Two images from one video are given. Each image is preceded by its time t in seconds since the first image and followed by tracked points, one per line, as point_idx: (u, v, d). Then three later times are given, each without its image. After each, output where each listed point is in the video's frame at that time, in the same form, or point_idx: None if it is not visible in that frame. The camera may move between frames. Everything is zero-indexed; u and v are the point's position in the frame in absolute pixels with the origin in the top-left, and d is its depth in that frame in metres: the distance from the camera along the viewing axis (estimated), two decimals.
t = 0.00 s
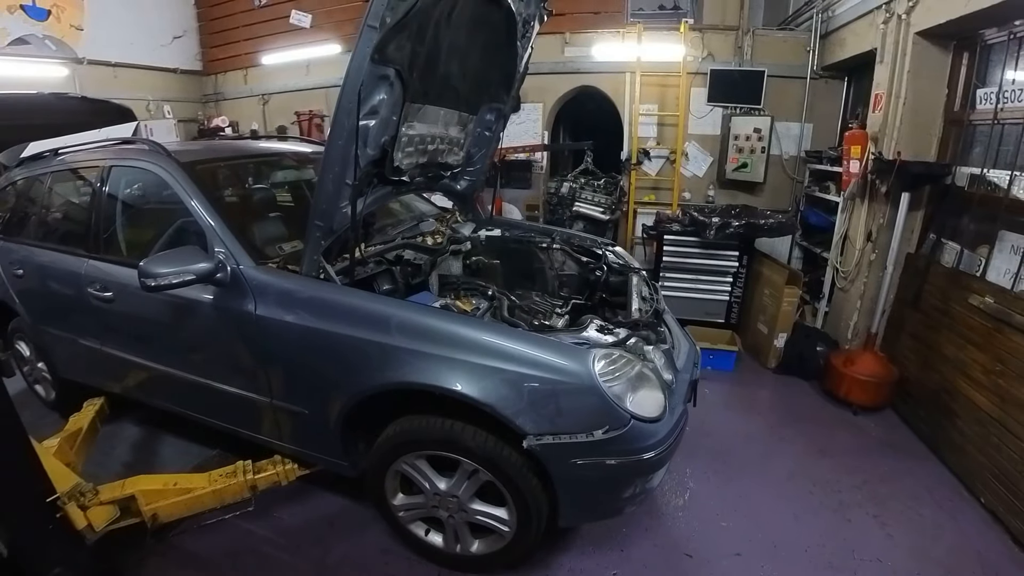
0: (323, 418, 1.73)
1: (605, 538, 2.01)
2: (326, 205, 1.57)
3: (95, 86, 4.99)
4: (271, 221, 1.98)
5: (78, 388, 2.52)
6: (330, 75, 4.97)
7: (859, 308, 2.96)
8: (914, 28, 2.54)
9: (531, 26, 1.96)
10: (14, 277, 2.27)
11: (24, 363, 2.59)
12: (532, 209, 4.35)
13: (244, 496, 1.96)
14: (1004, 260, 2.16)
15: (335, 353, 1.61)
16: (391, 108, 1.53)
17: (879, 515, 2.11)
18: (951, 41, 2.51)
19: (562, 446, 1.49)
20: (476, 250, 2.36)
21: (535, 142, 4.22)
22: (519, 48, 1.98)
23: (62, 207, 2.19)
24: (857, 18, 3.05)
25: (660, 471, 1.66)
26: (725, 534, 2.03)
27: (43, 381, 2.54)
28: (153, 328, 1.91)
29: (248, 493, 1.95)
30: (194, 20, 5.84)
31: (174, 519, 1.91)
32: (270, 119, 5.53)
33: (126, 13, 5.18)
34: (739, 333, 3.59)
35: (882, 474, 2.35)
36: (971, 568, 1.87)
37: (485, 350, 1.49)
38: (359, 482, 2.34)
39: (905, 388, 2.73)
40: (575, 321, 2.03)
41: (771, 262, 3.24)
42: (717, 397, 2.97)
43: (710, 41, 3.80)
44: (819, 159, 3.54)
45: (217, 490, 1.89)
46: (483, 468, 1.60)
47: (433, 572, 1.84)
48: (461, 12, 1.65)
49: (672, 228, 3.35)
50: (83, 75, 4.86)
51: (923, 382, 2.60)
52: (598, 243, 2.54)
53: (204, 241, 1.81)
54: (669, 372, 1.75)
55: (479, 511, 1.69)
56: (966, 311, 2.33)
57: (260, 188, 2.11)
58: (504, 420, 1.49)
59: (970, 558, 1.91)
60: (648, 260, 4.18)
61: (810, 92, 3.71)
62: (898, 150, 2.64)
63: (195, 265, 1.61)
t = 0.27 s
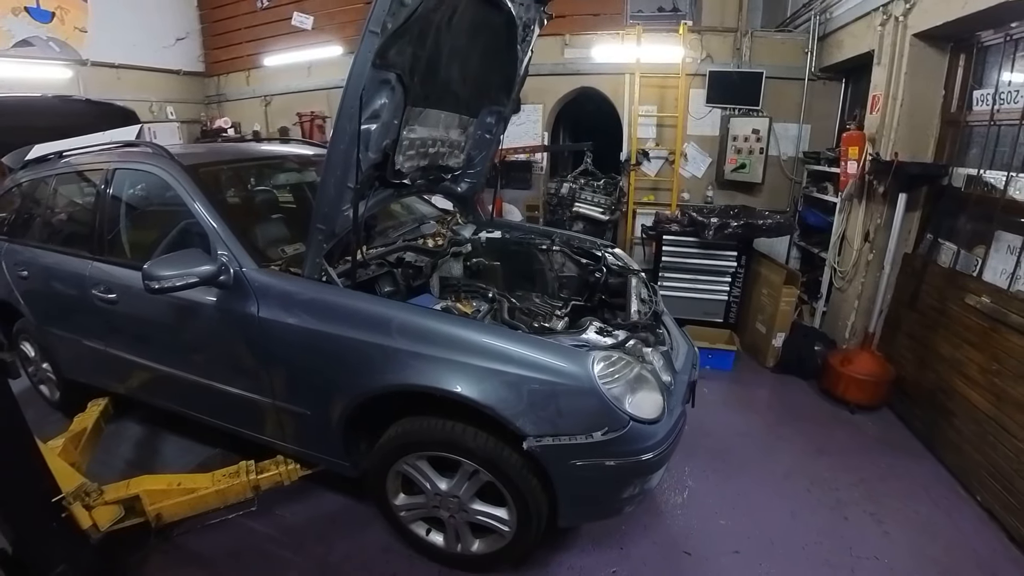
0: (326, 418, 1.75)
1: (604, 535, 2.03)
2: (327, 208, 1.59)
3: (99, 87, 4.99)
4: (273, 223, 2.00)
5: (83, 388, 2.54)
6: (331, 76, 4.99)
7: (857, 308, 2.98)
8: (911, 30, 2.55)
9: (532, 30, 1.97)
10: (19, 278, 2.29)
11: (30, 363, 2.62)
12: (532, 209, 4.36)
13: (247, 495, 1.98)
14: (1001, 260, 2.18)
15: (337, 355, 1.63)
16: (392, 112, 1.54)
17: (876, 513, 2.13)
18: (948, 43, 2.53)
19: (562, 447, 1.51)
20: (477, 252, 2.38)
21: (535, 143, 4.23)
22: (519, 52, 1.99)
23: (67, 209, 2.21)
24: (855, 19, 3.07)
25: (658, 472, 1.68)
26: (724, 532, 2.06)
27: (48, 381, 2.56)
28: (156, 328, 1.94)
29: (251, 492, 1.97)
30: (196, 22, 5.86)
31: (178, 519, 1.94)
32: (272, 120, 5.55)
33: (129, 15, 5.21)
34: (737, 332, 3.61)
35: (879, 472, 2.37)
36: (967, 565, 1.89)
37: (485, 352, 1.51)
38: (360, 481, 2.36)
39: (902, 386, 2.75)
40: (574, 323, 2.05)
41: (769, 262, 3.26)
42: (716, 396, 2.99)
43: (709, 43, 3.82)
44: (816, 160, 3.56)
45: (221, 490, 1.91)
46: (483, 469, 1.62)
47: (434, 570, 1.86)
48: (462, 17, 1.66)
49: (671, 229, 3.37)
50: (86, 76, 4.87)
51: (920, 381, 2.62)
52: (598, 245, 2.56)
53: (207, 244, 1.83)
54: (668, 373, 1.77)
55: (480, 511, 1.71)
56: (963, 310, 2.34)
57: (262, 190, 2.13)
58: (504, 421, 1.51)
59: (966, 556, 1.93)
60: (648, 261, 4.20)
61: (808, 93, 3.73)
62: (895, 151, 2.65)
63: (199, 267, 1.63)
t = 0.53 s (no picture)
0: (328, 419, 1.76)
1: (603, 533, 2.05)
2: (329, 212, 1.60)
3: (102, 89, 5.00)
4: (275, 224, 2.02)
5: (86, 389, 2.57)
6: (333, 78, 5.01)
7: (854, 308, 3.00)
8: (909, 32, 2.57)
9: (531, 34, 1.99)
10: (24, 280, 2.31)
11: (35, 364, 2.64)
12: (532, 210, 4.38)
13: (250, 495, 2.01)
14: (998, 260, 2.20)
15: (339, 356, 1.64)
16: (393, 116, 1.56)
17: (874, 511, 2.15)
18: (944, 45, 2.55)
19: (561, 449, 1.53)
20: (477, 254, 2.40)
21: (535, 144, 4.25)
22: (520, 55, 2.01)
23: (71, 211, 2.23)
24: (853, 21, 3.08)
25: (657, 472, 1.69)
26: (722, 530, 2.07)
27: (52, 382, 2.58)
28: (159, 329, 1.95)
29: (254, 492, 2.00)
30: (199, 24, 5.89)
31: (182, 518, 1.95)
32: (275, 121, 5.58)
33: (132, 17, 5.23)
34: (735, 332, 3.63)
35: (877, 470, 2.39)
36: (963, 563, 1.91)
37: (486, 355, 1.53)
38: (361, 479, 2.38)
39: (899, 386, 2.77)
40: (574, 325, 2.08)
41: (768, 262, 3.28)
42: (714, 395, 3.01)
43: (708, 44, 3.84)
44: (815, 161, 3.57)
45: (224, 490, 1.93)
46: (484, 470, 1.64)
47: (436, 568, 1.88)
48: (462, 21, 1.68)
49: (670, 229, 3.39)
50: (90, 78, 4.88)
51: (917, 380, 2.64)
52: (597, 247, 2.58)
53: (209, 246, 1.85)
54: (666, 375, 1.78)
55: (480, 511, 1.73)
56: (960, 310, 2.36)
57: (264, 192, 2.15)
58: (505, 423, 1.53)
59: (964, 554, 1.95)
60: (647, 261, 4.22)
61: (805, 95, 3.75)
62: (893, 152, 2.67)
63: (201, 270, 1.64)
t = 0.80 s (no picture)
0: (330, 420, 1.78)
1: (602, 531, 2.07)
2: (331, 215, 1.62)
3: (106, 90, 5.01)
4: (277, 225, 2.04)
5: (90, 389, 2.59)
6: (335, 79, 5.03)
7: (851, 308, 3.02)
8: (906, 34, 2.58)
9: (532, 38, 2.02)
10: (29, 281, 2.33)
11: (39, 364, 2.66)
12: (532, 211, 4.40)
13: (252, 495, 2.04)
14: (994, 260, 2.21)
15: (341, 358, 1.66)
16: (394, 120, 1.58)
17: (871, 510, 2.17)
18: (941, 46, 2.57)
19: (561, 450, 1.55)
20: (478, 256, 2.42)
21: (535, 144, 4.27)
22: (520, 59, 2.03)
23: (76, 212, 2.26)
24: (850, 23, 3.10)
25: (655, 473, 1.71)
26: (721, 528, 2.09)
27: (57, 382, 2.60)
28: (162, 330, 1.97)
29: (257, 492, 2.02)
30: (201, 26, 5.91)
31: (187, 518, 1.97)
32: (277, 122, 5.60)
33: (136, 18, 5.25)
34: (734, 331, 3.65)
35: (874, 469, 2.41)
36: (959, 561, 1.93)
37: (486, 357, 1.55)
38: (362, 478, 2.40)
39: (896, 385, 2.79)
40: (573, 327, 2.11)
41: (766, 262, 3.30)
42: (713, 395, 3.03)
43: (707, 46, 3.85)
44: (813, 162, 3.59)
45: (227, 490, 1.96)
46: (484, 471, 1.66)
47: (436, 566, 1.89)
48: (463, 26, 1.70)
49: (669, 229, 3.40)
50: (94, 80, 4.89)
51: (914, 380, 2.66)
52: (597, 248, 2.60)
53: (212, 248, 1.87)
54: (665, 377, 1.80)
55: (481, 512, 1.75)
56: (956, 310, 2.38)
57: (267, 194, 2.17)
58: (505, 425, 1.55)
59: (960, 552, 1.96)
60: (646, 261, 4.24)
61: (803, 96, 3.76)
62: (890, 152, 2.69)
63: (204, 272, 1.66)
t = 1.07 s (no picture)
0: (332, 421, 1.80)
1: (601, 529, 2.09)
2: (333, 219, 1.64)
3: (109, 92, 5.03)
4: (279, 227, 2.06)
5: (94, 389, 2.61)
6: (336, 81, 5.04)
7: (849, 307, 3.04)
8: (903, 35, 2.60)
9: (532, 42, 2.04)
10: (33, 282, 2.35)
11: (44, 364, 2.69)
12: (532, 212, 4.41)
13: (256, 495, 2.07)
14: (990, 261, 2.23)
15: (342, 360, 1.68)
16: (396, 124, 1.60)
17: (869, 508, 2.19)
18: (938, 48, 2.58)
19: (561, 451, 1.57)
20: (479, 257, 2.44)
21: (535, 145, 4.28)
22: (520, 62, 2.05)
23: (80, 214, 2.28)
24: (848, 25, 3.12)
25: (654, 474, 1.73)
26: (719, 527, 2.11)
27: (61, 382, 2.63)
28: (165, 331, 1.99)
29: (259, 492, 2.05)
30: (204, 28, 5.93)
31: (189, 518, 1.99)
32: (279, 123, 5.62)
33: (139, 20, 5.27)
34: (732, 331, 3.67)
35: (872, 468, 2.42)
36: (956, 558, 1.95)
37: (486, 359, 1.57)
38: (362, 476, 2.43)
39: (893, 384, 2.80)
40: (572, 328, 2.14)
41: (764, 262, 3.33)
42: (711, 394, 3.05)
43: (705, 48, 3.87)
44: (811, 163, 3.61)
45: (231, 490, 1.99)
46: (484, 471, 1.68)
47: (437, 564, 1.91)
48: (464, 30, 1.72)
49: (668, 230, 3.42)
50: (98, 81, 4.91)
51: (911, 379, 2.67)
52: (596, 250, 2.62)
53: (214, 250, 1.89)
54: (663, 378, 1.82)
55: (481, 512, 1.77)
56: (953, 310, 2.40)
57: (269, 195, 2.19)
58: (505, 426, 1.57)
59: (956, 550, 1.98)
60: (645, 262, 4.26)
61: (802, 97, 3.78)
62: (888, 153, 2.71)
63: (208, 275, 1.68)
